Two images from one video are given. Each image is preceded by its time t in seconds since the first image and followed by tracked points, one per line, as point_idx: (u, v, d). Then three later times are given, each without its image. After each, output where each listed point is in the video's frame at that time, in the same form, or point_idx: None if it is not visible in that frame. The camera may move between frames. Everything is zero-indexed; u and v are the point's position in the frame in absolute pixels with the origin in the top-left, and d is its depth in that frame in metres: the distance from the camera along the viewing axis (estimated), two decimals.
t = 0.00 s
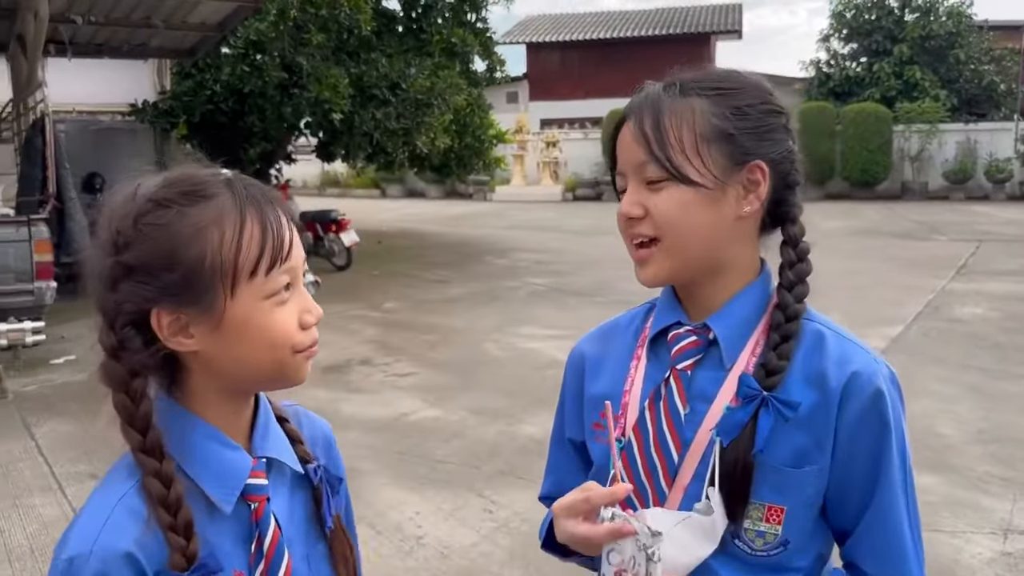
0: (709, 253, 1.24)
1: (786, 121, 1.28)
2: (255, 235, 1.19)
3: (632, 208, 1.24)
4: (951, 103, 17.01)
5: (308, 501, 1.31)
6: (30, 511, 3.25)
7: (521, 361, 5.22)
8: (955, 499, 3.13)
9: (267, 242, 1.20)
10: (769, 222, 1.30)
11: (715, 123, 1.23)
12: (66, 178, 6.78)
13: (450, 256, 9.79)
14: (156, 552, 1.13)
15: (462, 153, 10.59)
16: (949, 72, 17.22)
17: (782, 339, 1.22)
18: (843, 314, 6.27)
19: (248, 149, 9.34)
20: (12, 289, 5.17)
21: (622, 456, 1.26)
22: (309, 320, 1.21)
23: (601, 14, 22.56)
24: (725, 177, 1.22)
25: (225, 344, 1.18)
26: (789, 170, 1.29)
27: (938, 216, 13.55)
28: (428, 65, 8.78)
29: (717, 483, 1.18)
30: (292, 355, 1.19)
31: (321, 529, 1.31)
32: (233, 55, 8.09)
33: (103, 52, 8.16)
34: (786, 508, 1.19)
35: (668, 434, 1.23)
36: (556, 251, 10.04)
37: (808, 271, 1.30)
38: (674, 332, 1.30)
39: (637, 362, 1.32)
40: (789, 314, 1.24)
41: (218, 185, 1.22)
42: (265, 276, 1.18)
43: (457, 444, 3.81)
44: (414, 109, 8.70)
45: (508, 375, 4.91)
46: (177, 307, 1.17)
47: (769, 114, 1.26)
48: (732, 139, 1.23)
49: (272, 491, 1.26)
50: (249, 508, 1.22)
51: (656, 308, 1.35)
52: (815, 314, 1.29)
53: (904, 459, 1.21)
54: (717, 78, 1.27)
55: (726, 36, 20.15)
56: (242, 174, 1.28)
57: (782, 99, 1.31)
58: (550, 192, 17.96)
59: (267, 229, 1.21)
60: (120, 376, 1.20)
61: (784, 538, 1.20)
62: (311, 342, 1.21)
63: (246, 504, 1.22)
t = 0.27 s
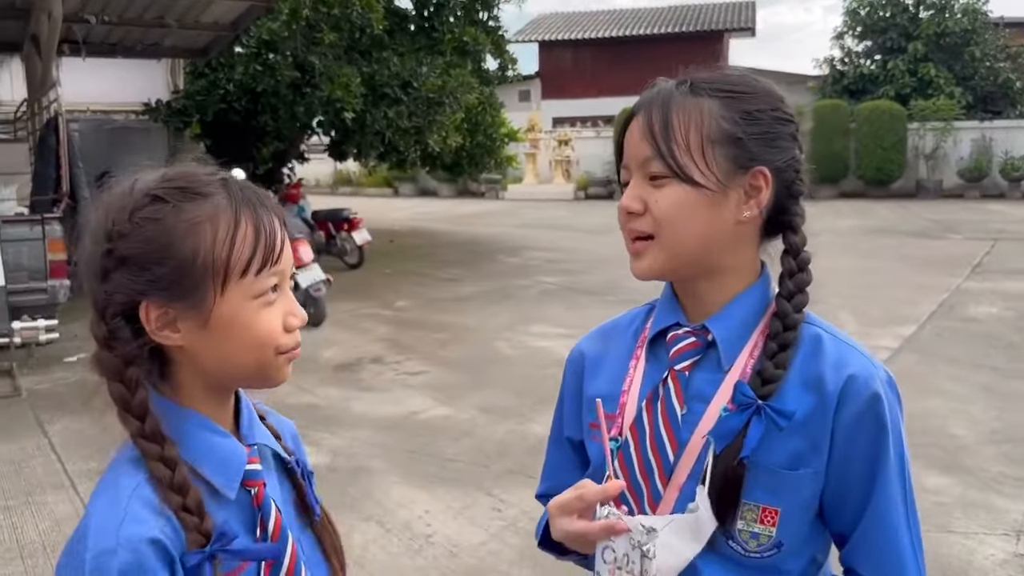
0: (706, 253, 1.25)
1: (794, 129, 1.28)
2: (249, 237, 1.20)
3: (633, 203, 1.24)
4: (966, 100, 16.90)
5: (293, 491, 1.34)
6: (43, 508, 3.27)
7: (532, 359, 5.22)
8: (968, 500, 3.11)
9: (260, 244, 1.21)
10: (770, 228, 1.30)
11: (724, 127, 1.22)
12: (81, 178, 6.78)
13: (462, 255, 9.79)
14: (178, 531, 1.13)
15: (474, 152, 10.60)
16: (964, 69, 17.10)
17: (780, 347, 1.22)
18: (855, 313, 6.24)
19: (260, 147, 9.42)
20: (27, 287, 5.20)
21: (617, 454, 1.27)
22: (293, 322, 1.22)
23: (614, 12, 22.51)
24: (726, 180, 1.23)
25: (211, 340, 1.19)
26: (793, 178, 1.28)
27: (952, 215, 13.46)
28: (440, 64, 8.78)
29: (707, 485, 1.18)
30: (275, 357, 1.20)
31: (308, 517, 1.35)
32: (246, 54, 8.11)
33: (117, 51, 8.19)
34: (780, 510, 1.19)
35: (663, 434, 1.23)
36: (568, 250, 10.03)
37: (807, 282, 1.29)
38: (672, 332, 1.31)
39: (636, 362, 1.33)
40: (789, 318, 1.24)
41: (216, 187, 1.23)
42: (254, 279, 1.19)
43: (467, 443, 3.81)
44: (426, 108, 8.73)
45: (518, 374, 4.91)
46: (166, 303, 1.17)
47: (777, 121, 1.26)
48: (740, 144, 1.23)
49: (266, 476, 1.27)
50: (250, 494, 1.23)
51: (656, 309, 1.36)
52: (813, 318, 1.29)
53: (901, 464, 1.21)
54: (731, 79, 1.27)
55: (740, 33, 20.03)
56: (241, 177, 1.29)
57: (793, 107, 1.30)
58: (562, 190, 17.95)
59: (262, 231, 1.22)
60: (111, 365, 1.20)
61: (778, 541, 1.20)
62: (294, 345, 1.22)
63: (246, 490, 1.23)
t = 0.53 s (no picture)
0: (711, 258, 1.25)
1: (796, 132, 1.29)
2: (237, 249, 1.21)
3: (637, 212, 1.25)
4: (978, 98, 16.83)
5: (293, 497, 1.35)
6: (54, 507, 3.28)
7: (541, 358, 5.22)
8: (978, 500, 3.10)
9: (251, 255, 1.22)
10: (773, 230, 1.30)
11: (726, 133, 1.23)
12: (92, 177, 6.80)
13: (470, 254, 9.81)
14: (149, 537, 1.16)
15: (483, 151, 10.61)
16: (976, 67, 17.01)
17: (779, 348, 1.22)
18: (865, 312, 6.22)
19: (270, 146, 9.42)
20: (38, 287, 5.23)
21: (616, 457, 1.27)
22: (283, 335, 1.22)
23: (623, 10, 22.48)
24: (729, 187, 1.23)
25: (197, 349, 1.20)
26: (796, 180, 1.29)
27: (964, 213, 13.40)
28: (449, 63, 8.79)
29: (698, 485, 1.20)
30: (264, 368, 1.20)
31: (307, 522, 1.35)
32: (255, 55, 8.11)
33: (128, 51, 8.22)
34: (777, 514, 1.20)
35: (663, 438, 1.24)
36: (577, 249, 10.03)
37: (809, 281, 1.30)
38: (673, 336, 1.31)
39: (636, 366, 1.34)
40: (789, 320, 1.24)
41: (207, 199, 1.25)
42: (242, 288, 1.20)
43: (476, 442, 3.82)
44: (435, 107, 8.78)
45: (526, 373, 4.91)
46: (153, 312, 1.19)
47: (779, 124, 1.27)
48: (743, 150, 1.23)
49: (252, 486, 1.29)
50: (231, 504, 1.24)
51: (657, 312, 1.37)
52: (813, 322, 1.28)
53: (900, 472, 1.20)
54: (731, 85, 1.27)
55: (749, 32, 19.83)
56: (233, 189, 1.31)
57: (794, 110, 1.31)
58: (572, 189, 17.94)
59: (252, 243, 1.23)
60: (101, 374, 1.23)
61: (775, 544, 1.20)
62: (285, 358, 1.23)
63: (228, 499, 1.24)
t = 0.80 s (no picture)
0: (709, 261, 1.25)
1: (794, 133, 1.29)
2: (247, 246, 1.22)
3: (636, 213, 1.26)
4: (984, 96, 16.78)
5: (312, 495, 1.36)
6: (61, 506, 3.30)
7: (546, 357, 5.23)
8: (983, 499, 3.09)
9: (259, 254, 1.22)
10: (771, 230, 1.31)
11: (723, 135, 1.23)
12: (98, 177, 6.81)
13: (475, 253, 9.82)
14: (167, 538, 1.16)
15: (487, 150, 10.64)
16: (982, 64, 16.97)
17: (776, 350, 1.22)
18: (871, 310, 6.21)
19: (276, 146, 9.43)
20: (45, 287, 5.26)
21: (616, 460, 1.30)
22: (301, 327, 1.23)
23: (628, 9, 22.47)
24: (725, 189, 1.23)
25: (216, 345, 1.20)
26: (794, 182, 1.29)
27: (970, 211, 13.36)
28: (453, 62, 8.81)
29: (690, 487, 1.21)
30: (281, 361, 1.21)
31: (326, 521, 1.36)
32: (260, 54, 8.13)
33: (133, 51, 8.25)
34: (772, 518, 1.20)
35: (658, 441, 1.26)
36: (582, 247, 10.03)
37: (807, 286, 1.28)
38: (671, 339, 1.33)
39: (636, 368, 1.36)
40: (787, 323, 1.24)
41: (215, 199, 1.26)
42: (256, 286, 1.21)
43: (480, 441, 3.83)
44: (439, 107, 8.80)
45: (531, 372, 4.92)
46: (172, 313, 1.20)
47: (777, 125, 1.27)
48: (739, 151, 1.23)
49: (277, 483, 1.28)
50: (256, 498, 1.25)
51: (658, 315, 1.38)
52: (812, 324, 1.29)
53: (897, 475, 1.19)
54: (729, 86, 1.28)
55: (755, 30, 19.89)
56: (239, 187, 1.31)
57: (791, 109, 1.31)
58: (576, 188, 17.94)
59: (259, 239, 1.23)
60: (124, 380, 1.25)
61: (770, 548, 1.21)
62: (303, 348, 1.23)
63: (252, 493, 1.25)
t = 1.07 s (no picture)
0: (708, 253, 1.27)
1: (790, 125, 1.30)
2: (272, 248, 1.23)
3: (634, 206, 1.27)
4: (985, 94, 16.77)
5: (326, 500, 1.37)
6: (64, 504, 3.31)
7: (547, 356, 5.24)
8: (982, 496, 3.10)
9: (283, 257, 1.23)
10: (768, 221, 1.32)
11: (718, 126, 1.24)
12: (99, 176, 6.81)
13: (475, 252, 9.84)
14: (193, 533, 1.16)
15: (488, 149, 10.66)
16: (983, 63, 16.96)
17: (771, 340, 1.23)
18: (871, 308, 6.22)
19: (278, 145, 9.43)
20: (47, 286, 5.27)
21: (613, 448, 1.32)
22: (319, 333, 1.24)
23: (629, 7, 22.47)
24: (722, 180, 1.24)
25: (237, 345, 1.21)
26: (792, 172, 1.30)
27: (971, 209, 13.37)
28: (454, 61, 8.83)
29: (682, 473, 1.22)
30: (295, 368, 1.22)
31: (339, 526, 1.37)
32: (261, 54, 8.15)
33: (134, 51, 8.27)
34: (761, 507, 1.22)
35: (653, 431, 1.28)
36: (584, 246, 10.04)
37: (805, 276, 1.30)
38: (668, 329, 1.34)
39: (636, 358, 1.37)
40: (783, 313, 1.25)
41: (243, 202, 1.27)
42: (279, 287, 1.22)
43: (481, 440, 3.84)
44: (440, 106, 8.82)
45: (532, 370, 4.94)
46: (195, 310, 1.21)
47: (774, 115, 1.28)
48: (735, 142, 1.24)
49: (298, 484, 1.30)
50: (279, 499, 1.26)
51: (657, 307, 1.40)
52: (810, 317, 1.29)
53: (890, 468, 1.20)
54: (725, 78, 1.29)
55: (755, 28, 19.91)
56: (269, 194, 1.33)
57: (788, 100, 1.33)
58: (577, 186, 17.96)
59: (284, 243, 1.24)
60: (149, 374, 1.26)
61: (760, 537, 1.22)
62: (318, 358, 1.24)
63: (276, 495, 1.26)
